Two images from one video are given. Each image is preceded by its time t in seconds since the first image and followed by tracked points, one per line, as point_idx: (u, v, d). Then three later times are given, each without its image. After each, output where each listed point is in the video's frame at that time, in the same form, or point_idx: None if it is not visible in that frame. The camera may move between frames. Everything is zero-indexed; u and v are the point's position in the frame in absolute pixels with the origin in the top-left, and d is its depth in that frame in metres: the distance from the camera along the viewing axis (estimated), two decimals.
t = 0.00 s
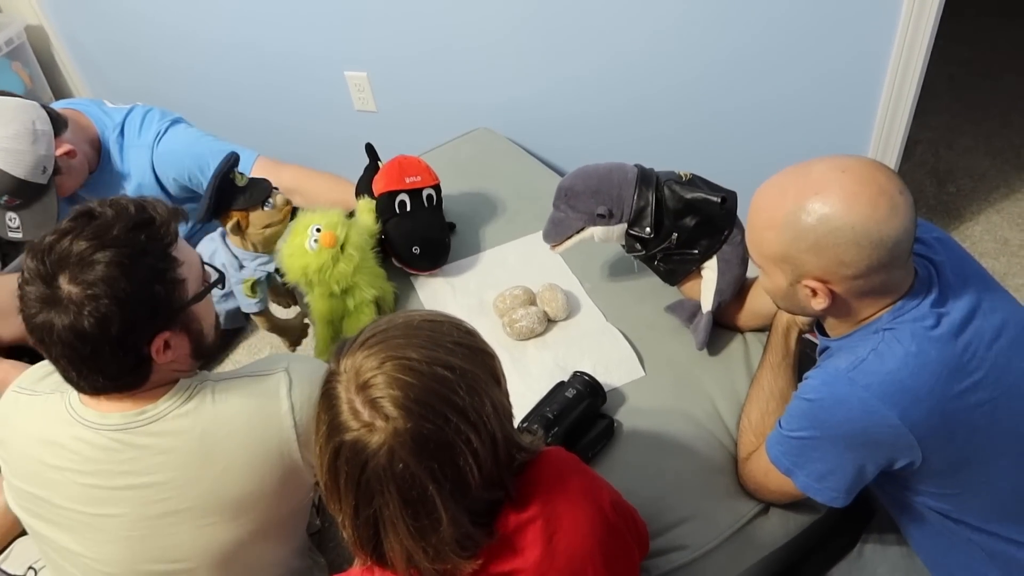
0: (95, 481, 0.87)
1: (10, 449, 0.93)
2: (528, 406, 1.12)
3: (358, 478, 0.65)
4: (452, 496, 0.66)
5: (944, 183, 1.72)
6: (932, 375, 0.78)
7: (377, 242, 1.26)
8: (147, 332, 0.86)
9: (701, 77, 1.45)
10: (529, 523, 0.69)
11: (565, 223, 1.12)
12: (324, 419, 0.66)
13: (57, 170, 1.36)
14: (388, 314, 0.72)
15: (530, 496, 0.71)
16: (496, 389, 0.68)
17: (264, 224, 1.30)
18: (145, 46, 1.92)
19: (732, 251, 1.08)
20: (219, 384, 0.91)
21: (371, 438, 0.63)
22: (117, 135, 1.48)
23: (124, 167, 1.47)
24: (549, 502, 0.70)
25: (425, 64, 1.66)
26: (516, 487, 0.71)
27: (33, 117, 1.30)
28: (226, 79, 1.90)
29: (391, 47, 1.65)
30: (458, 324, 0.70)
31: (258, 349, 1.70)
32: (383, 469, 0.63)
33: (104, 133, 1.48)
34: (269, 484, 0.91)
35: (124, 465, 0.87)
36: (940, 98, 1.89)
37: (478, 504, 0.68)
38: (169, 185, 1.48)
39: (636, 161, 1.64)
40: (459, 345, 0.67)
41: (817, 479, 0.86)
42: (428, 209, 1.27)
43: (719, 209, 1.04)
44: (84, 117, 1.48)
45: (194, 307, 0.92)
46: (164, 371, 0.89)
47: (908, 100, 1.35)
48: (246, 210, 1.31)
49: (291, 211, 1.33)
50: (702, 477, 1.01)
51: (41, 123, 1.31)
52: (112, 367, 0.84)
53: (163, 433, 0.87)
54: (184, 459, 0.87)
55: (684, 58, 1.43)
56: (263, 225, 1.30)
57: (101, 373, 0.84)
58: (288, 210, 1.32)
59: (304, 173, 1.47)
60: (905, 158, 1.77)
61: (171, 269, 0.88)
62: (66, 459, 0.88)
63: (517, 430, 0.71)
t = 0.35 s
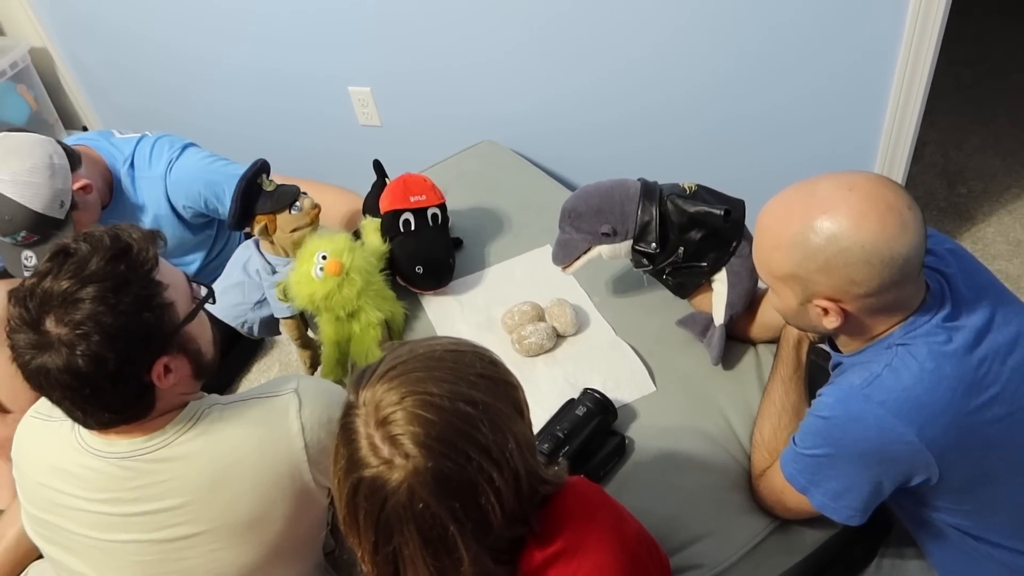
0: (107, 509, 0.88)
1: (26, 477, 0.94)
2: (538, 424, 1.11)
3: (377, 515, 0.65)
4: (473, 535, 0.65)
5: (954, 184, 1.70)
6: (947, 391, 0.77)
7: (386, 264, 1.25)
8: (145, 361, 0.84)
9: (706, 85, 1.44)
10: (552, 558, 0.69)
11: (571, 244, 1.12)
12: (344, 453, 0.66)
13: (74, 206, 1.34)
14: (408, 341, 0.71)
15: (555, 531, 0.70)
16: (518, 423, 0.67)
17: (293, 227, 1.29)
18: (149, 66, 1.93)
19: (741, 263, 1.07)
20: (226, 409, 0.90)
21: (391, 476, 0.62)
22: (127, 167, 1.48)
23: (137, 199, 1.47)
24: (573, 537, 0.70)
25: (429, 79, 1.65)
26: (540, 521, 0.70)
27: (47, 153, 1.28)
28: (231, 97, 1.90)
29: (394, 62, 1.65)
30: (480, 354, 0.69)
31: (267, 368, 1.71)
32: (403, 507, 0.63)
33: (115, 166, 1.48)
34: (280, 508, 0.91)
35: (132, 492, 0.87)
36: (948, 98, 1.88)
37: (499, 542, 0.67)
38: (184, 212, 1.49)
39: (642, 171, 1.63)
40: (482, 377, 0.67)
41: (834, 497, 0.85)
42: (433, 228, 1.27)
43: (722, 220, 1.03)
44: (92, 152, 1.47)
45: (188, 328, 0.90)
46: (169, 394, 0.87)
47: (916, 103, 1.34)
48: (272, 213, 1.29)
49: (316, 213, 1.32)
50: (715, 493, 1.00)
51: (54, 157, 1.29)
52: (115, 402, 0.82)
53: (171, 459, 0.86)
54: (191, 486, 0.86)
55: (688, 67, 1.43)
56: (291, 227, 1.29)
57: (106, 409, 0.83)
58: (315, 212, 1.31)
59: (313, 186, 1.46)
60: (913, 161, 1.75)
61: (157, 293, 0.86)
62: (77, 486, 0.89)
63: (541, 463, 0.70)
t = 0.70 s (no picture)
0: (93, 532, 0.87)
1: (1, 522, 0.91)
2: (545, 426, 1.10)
3: (440, 563, 0.59)
4: None
5: (964, 180, 1.69)
6: (956, 392, 0.76)
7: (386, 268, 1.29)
8: (113, 381, 0.84)
9: (711, 83, 1.43)
10: None
11: (577, 248, 1.11)
12: (399, 496, 0.60)
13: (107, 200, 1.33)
14: (458, 365, 0.67)
15: (610, 556, 0.68)
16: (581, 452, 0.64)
17: (218, 291, 1.27)
18: (155, 70, 1.93)
19: (746, 264, 1.06)
20: (199, 417, 0.90)
21: (460, 519, 0.57)
22: (152, 161, 1.46)
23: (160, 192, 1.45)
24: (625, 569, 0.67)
25: (433, 79, 1.65)
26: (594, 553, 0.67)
27: (87, 148, 1.28)
28: (236, 99, 1.90)
29: (399, 63, 1.65)
30: (537, 381, 0.66)
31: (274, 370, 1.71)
32: (474, 553, 0.58)
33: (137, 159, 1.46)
34: (268, 511, 0.91)
35: (115, 511, 0.86)
36: (957, 93, 1.86)
37: None
38: (202, 208, 1.47)
39: (647, 170, 1.62)
40: (545, 406, 0.63)
41: (842, 501, 0.84)
42: (438, 231, 1.26)
43: (728, 220, 1.02)
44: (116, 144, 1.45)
45: (164, 349, 0.89)
46: (140, 414, 0.86)
47: (925, 99, 1.32)
48: (198, 276, 1.26)
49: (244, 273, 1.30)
50: (722, 495, 1.00)
51: (93, 153, 1.29)
52: (79, 420, 0.82)
53: (150, 474, 0.85)
54: (175, 499, 0.86)
55: (694, 65, 1.41)
56: (216, 291, 1.27)
57: (71, 426, 0.82)
58: (243, 274, 1.30)
59: (332, 189, 1.43)
60: (922, 157, 1.74)
61: (131, 313, 0.85)
62: (54, 513, 0.87)
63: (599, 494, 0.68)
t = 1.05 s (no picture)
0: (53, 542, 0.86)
1: None
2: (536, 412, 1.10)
3: (523, 553, 0.59)
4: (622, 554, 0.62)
5: (956, 173, 1.70)
6: (945, 377, 0.76)
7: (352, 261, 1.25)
8: (67, 381, 0.86)
9: (705, 76, 1.44)
10: None
11: (570, 237, 1.12)
12: (476, 488, 0.59)
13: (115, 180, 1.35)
14: (499, 351, 0.67)
15: (655, 541, 0.69)
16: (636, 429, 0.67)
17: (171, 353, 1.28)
18: (150, 62, 1.93)
19: (740, 250, 1.07)
20: (149, 418, 0.90)
21: (549, 506, 0.56)
22: (154, 142, 1.45)
23: (160, 174, 1.44)
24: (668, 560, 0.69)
25: (428, 71, 1.66)
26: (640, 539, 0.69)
27: (99, 128, 1.30)
28: (231, 92, 1.91)
29: (394, 55, 1.65)
30: (586, 361, 0.67)
31: (269, 361, 1.72)
32: (564, 539, 0.57)
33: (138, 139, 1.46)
34: (233, 508, 0.90)
35: (77, 518, 0.85)
36: (950, 86, 1.87)
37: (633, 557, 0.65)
38: (201, 190, 1.46)
39: (641, 162, 1.63)
40: (603, 386, 0.65)
41: (835, 487, 0.85)
42: (429, 218, 1.26)
43: (723, 207, 1.03)
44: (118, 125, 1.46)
45: (116, 349, 0.92)
46: (95, 415, 0.89)
47: (916, 92, 1.33)
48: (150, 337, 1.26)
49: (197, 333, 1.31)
50: (714, 482, 1.00)
51: (104, 133, 1.30)
52: (34, 421, 0.84)
53: (109, 475, 0.86)
54: (133, 499, 0.85)
55: (688, 57, 1.42)
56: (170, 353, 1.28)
57: (25, 427, 0.84)
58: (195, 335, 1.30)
59: (329, 180, 1.43)
60: (915, 149, 1.75)
61: (81, 314, 0.88)
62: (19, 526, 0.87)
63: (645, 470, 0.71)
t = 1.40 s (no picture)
0: (73, 508, 0.85)
1: None
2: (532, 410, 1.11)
3: (483, 522, 0.60)
4: (583, 537, 0.63)
5: (945, 176, 1.72)
6: (935, 372, 0.78)
7: (356, 269, 1.25)
8: (121, 347, 0.87)
9: (699, 77, 1.45)
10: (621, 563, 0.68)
11: (567, 235, 1.12)
12: (441, 453, 0.60)
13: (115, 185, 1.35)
14: (481, 329, 0.68)
15: (618, 524, 0.69)
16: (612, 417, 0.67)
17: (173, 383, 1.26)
18: (145, 61, 1.93)
19: (735, 247, 1.09)
20: (194, 402, 0.91)
21: (510, 479, 0.58)
22: (150, 143, 1.46)
23: (157, 174, 1.45)
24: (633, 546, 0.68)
25: (424, 72, 1.66)
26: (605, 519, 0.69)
27: (100, 135, 1.30)
28: (226, 91, 1.91)
29: (389, 55, 1.66)
30: (571, 348, 0.67)
31: (263, 361, 1.72)
32: (523, 512, 0.58)
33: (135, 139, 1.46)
34: (254, 502, 0.91)
35: (107, 487, 0.85)
36: (939, 90, 1.89)
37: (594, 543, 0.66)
38: (198, 191, 1.48)
39: (636, 163, 1.64)
40: (580, 371, 0.65)
41: (827, 481, 0.86)
42: (426, 220, 1.27)
43: (722, 203, 1.05)
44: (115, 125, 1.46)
45: (168, 324, 0.93)
46: (139, 387, 0.89)
47: (906, 94, 1.35)
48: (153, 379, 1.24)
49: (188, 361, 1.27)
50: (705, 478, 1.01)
51: (105, 139, 1.31)
52: (87, 382, 0.84)
53: (147, 450, 0.86)
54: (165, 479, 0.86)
55: (683, 58, 1.43)
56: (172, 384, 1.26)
57: (77, 388, 0.84)
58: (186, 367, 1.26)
59: (324, 179, 1.43)
60: (904, 152, 1.77)
61: (143, 283, 0.90)
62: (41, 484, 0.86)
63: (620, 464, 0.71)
